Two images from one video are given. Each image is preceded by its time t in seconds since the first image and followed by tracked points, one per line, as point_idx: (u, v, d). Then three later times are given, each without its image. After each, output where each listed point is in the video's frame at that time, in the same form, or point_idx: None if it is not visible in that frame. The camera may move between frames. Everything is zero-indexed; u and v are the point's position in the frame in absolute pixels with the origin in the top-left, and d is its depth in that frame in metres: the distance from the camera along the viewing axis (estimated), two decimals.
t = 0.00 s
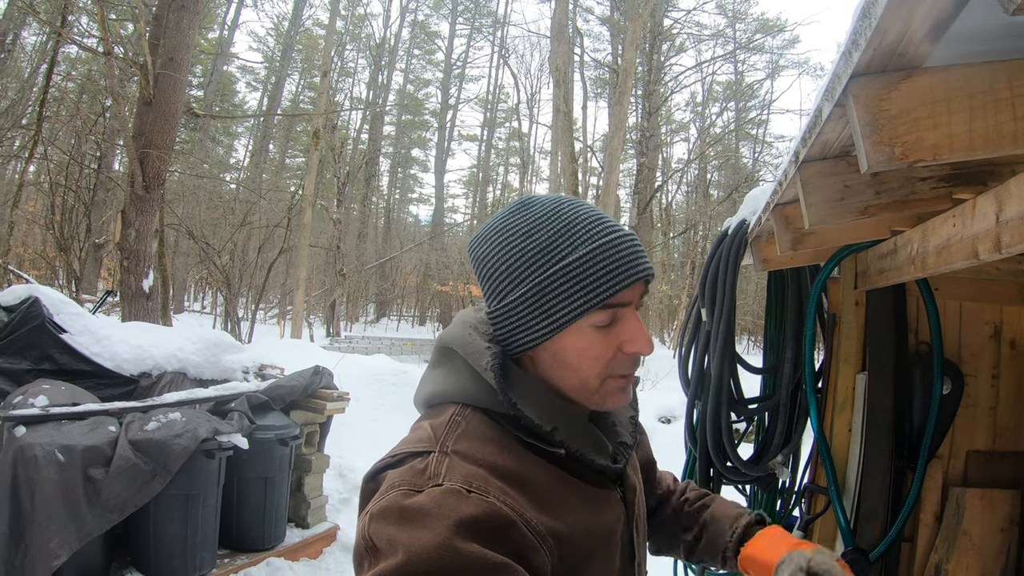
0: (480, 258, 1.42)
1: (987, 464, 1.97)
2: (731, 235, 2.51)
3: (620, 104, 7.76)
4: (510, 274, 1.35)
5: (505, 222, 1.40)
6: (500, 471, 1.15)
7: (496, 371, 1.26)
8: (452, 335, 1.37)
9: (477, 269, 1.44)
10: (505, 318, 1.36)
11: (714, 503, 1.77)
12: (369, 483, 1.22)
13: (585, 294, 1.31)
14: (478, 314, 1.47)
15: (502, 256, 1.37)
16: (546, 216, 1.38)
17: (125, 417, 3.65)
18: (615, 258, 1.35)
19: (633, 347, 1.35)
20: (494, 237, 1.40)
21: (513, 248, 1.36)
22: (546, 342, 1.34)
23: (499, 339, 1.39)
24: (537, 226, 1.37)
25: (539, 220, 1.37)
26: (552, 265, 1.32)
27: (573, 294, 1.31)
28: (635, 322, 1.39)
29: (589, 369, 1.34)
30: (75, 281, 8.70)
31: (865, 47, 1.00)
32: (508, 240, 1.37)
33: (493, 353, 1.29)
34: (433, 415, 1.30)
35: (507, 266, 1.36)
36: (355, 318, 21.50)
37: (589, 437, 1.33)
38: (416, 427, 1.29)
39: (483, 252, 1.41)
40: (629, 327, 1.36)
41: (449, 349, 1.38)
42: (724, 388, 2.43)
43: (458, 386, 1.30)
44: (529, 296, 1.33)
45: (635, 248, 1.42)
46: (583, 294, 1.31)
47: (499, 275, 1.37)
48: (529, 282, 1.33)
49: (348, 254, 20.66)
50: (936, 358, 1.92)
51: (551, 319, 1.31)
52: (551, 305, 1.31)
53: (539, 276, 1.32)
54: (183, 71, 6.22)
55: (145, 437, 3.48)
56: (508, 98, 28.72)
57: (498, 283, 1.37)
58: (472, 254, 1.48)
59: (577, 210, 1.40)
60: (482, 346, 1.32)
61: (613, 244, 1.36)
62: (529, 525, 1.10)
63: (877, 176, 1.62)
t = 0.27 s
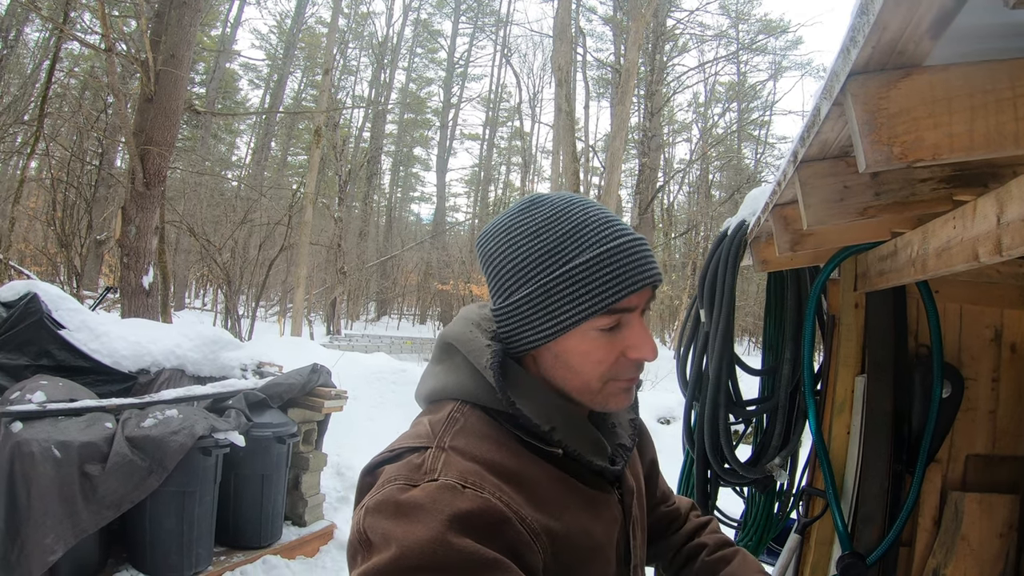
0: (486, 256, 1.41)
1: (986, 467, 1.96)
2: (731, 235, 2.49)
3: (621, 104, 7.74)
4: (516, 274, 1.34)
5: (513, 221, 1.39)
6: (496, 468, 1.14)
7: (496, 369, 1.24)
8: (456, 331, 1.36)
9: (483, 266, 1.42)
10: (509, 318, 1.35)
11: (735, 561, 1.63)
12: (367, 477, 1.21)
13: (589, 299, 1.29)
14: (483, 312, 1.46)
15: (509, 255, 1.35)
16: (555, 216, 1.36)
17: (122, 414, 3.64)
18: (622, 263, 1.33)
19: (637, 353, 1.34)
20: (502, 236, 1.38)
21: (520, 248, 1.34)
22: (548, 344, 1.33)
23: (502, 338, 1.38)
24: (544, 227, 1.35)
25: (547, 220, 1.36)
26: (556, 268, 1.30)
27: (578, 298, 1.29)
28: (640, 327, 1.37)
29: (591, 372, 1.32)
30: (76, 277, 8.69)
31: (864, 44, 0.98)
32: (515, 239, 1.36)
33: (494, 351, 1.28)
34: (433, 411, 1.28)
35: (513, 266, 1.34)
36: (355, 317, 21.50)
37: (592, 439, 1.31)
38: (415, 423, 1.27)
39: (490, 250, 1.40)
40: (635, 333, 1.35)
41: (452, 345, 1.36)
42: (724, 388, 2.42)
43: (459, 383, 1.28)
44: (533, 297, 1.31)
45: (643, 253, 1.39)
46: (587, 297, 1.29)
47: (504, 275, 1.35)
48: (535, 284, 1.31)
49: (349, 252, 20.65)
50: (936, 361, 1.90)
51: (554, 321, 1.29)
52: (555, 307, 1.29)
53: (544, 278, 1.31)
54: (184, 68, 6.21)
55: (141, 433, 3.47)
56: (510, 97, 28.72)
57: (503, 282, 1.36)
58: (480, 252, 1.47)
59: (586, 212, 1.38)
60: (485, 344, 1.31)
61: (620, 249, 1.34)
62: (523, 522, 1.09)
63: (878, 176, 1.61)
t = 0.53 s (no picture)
0: (485, 254, 1.40)
1: (986, 467, 1.95)
2: (730, 233, 2.48)
3: (621, 103, 7.73)
4: (514, 273, 1.33)
5: (511, 220, 1.38)
6: (490, 466, 1.13)
7: (492, 366, 1.23)
8: (454, 329, 1.35)
9: (482, 265, 1.41)
10: (507, 316, 1.34)
11: (734, 562, 1.63)
12: (361, 473, 1.20)
13: (587, 298, 1.28)
14: (483, 311, 1.45)
15: (507, 254, 1.34)
16: (554, 215, 1.35)
17: (121, 414, 3.63)
18: (619, 263, 1.32)
19: (635, 354, 1.33)
20: (501, 235, 1.37)
21: (518, 247, 1.33)
22: (546, 344, 1.32)
23: (500, 336, 1.37)
24: (544, 227, 1.34)
25: (544, 220, 1.34)
26: (554, 267, 1.30)
27: (575, 298, 1.28)
28: (638, 328, 1.36)
29: (588, 373, 1.31)
30: (76, 278, 8.68)
31: (860, 38, 0.97)
32: (513, 239, 1.35)
33: (490, 348, 1.28)
34: (429, 409, 1.28)
35: (511, 264, 1.33)
36: (356, 317, 21.50)
37: (589, 439, 1.30)
38: (411, 421, 1.27)
39: (488, 248, 1.39)
40: (633, 334, 1.34)
41: (450, 344, 1.35)
42: (723, 387, 2.41)
43: (456, 381, 1.27)
44: (531, 296, 1.30)
45: (641, 253, 1.38)
46: (585, 297, 1.28)
47: (502, 273, 1.35)
48: (533, 283, 1.30)
49: (349, 252, 20.65)
50: (935, 360, 1.89)
51: (552, 321, 1.29)
52: (552, 307, 1.29)
53: (541, 278, 1.30)
54: (183, 68, 6.21)
55: (140, 433, 3.46)
56: (510, 97, 28.73)
57: (501, 280, 1.35)
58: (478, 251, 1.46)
59: (584, 212, 1.36)
60: (482, 342, 1.30)
61: (618, 249, 1.33)
62: (516, 520, 1.08)
63: (876, 173, 1.60)
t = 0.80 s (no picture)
0: (483, 257, 1.39)
1: (989, 465, 1.94)
2: (729, 232, 2.48)
3: (621, 102, 7.71)
4: (513, 276, 1.32)
5: (509, 223, 1.37)
6: (488, 469, 1.12)
7: (489, 369, 1.22)
8: (452, 333, 1.34)
9: (481, 269, 1.40)
10: (506, 319, 1.34)
11: (736, 547, 1.61)
12: (360, 478, 1.19)
13: (586, 300, 1.28)
14: (482, 314, 1.44)
15: (506, 258, 1.33)
16: (552, 218, 1.34)
17: (121, 418, 3.63)
18: (618, 264, 1.31)
19: (634, 355, 1.31)
20: (499, 238, 1.36)
21: (516, 250, 1.32)
22: (545, 346, 1.31)
23: (500, 340, 1.36)
24: (542, 229, 1.33)
25: (543, 222, 1.34)
26: (553, 270, 1.29)
27: (574, 299, 1.27)
28: (638, 329, 1.35)
29: (587, 376, 1.30)
30: (76, 281, 8.68)
31: (859, 35, 0.96)
32: (512, 242, 1.34)
33: (487, 351, 1.27)
34: (428, 413, 1.27)
35: (510, 267, 1.32)
36: (356, 317, 21.51)
37: (588, 441, 1.29)
38: (410, 425, 1.26)
39: (487, 252, 1.38)
40: (631, 335, 1.32)
41: (448, 347, 1.34)
42: (723, 387, 2.40)
43: (454, 384, 1.26)
44: (530, 299, 1.29)
45: (640, 254, 1.38)
46: (584, 299, 1.28)
47: (501, 277, 1.34)
48: (532, 286, 1.30)
49: (349, 253, 20.64)
50: (937, 358, 1.89)
51: (551, 323, 1.28)
52: (552, 309, 1.28)
53: (541, 280, 1.29)
54: (181, 71, 6.20)
55: (140, 437, 3.46)
56: (509, 97, 28.72)
57: (499, 284, 1.34)
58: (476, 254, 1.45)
59: (582, 213, 1.36)
60: (479, 345, 1.30)
61: (616, 250, 1.32)
62: (514, 522, 1.08)
63: (876, 170, 1.59)
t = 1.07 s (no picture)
0: (478, 259, 1.39)
1: (991, 461, 1.93)
2: (729, 230, 2.47)
3: (621, 99, 7.69)
4: (509, 277, 1.31)
5: (503, 225, 1.37)
6: (485, 471, 1.12)
7: (486, 372, 1.22)
8: (449, 336, 1.33)
9: (476, 270, 1.40)
10: (503, 320, 1.33)
11: (742, 551, 1.61)
12: (359, 481, 1.19)
13: (581, 300, 1.27)
14: (478, 316, 1.43)
15: (501, 259, 1.33)
16: (546, 219, 1.34)
17: (122, 420, 3.63)
18: (614, 263, 1.31)
19: (630, 354, 1.31)
20: (495, 239, 1.36)
21: (511, 251, 1.32)
22: (542, 347, 1.30)
23: (496, 342, 1.35)
24: (537, 229, 1.33)
25: (539, 222, 1.34)
26: (549, 269, 1.29)
27: (569, 300, 1.27)
28: (634, 328, 1.34)
29: (585, 376, 1.29)
30: (78, 284, 8.70)
31: (857, 31, 0.96)
32: (507, 242, 1.33)
33: (483, 353, 1.27)
34: (425, 417, 1.27)
35: (505, 268, 1.32)
36: (358, 317, 21.54)
37: (586, 443, 1.29)
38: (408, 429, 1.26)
39: (482, 254, 1.38)
40: (629, 334, 1.32)
41: (445, 351, 1.34)
42: (724, 385, 2.39)
43: (451, 387, 1.26)
44: (526, 299, 1.29)
45: (635, 252, 1.37)
46: (580, 299, 1.27)
47: (496, 278, 1.33)
48: (527, 287, 1.29)
49: (350, 253, 20.65)
50: (938, 354, 1.88)
51: (546, 324, 1.28)
52: (549, 309, 1.27)
53: (536, 280, 1.28)
54: (180, 73, 6.20)
55: (141, 439, 3.46)
56: (509, 95, 28.71)
57: (496, 285, 1.33)
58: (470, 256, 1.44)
59: (577, 213, 1.36)
60: (475, 348, 1.29)
61: (612, 249, 1.32)
62: (512, 525, 1.07)
63: (874, 167, 1.58)
